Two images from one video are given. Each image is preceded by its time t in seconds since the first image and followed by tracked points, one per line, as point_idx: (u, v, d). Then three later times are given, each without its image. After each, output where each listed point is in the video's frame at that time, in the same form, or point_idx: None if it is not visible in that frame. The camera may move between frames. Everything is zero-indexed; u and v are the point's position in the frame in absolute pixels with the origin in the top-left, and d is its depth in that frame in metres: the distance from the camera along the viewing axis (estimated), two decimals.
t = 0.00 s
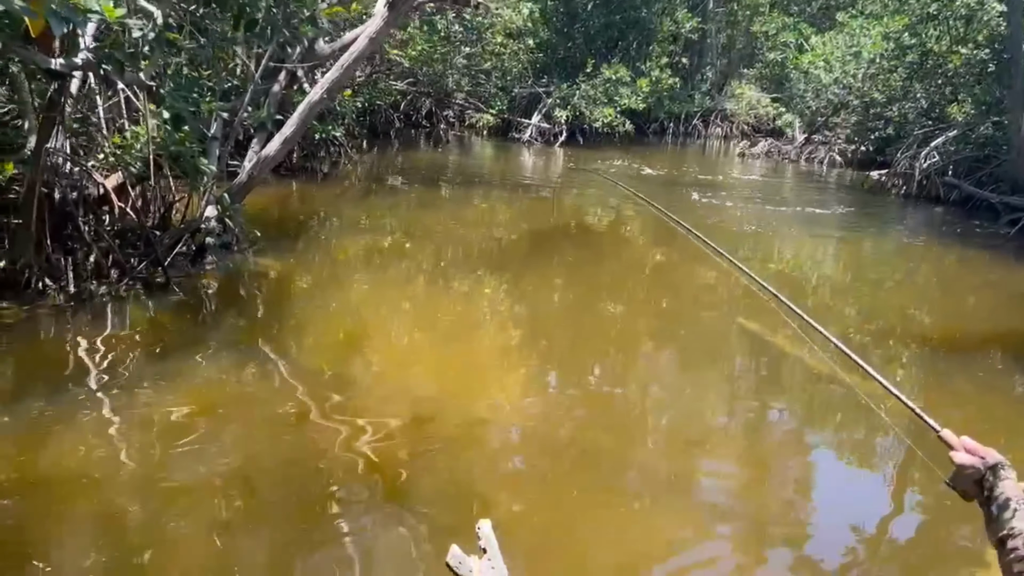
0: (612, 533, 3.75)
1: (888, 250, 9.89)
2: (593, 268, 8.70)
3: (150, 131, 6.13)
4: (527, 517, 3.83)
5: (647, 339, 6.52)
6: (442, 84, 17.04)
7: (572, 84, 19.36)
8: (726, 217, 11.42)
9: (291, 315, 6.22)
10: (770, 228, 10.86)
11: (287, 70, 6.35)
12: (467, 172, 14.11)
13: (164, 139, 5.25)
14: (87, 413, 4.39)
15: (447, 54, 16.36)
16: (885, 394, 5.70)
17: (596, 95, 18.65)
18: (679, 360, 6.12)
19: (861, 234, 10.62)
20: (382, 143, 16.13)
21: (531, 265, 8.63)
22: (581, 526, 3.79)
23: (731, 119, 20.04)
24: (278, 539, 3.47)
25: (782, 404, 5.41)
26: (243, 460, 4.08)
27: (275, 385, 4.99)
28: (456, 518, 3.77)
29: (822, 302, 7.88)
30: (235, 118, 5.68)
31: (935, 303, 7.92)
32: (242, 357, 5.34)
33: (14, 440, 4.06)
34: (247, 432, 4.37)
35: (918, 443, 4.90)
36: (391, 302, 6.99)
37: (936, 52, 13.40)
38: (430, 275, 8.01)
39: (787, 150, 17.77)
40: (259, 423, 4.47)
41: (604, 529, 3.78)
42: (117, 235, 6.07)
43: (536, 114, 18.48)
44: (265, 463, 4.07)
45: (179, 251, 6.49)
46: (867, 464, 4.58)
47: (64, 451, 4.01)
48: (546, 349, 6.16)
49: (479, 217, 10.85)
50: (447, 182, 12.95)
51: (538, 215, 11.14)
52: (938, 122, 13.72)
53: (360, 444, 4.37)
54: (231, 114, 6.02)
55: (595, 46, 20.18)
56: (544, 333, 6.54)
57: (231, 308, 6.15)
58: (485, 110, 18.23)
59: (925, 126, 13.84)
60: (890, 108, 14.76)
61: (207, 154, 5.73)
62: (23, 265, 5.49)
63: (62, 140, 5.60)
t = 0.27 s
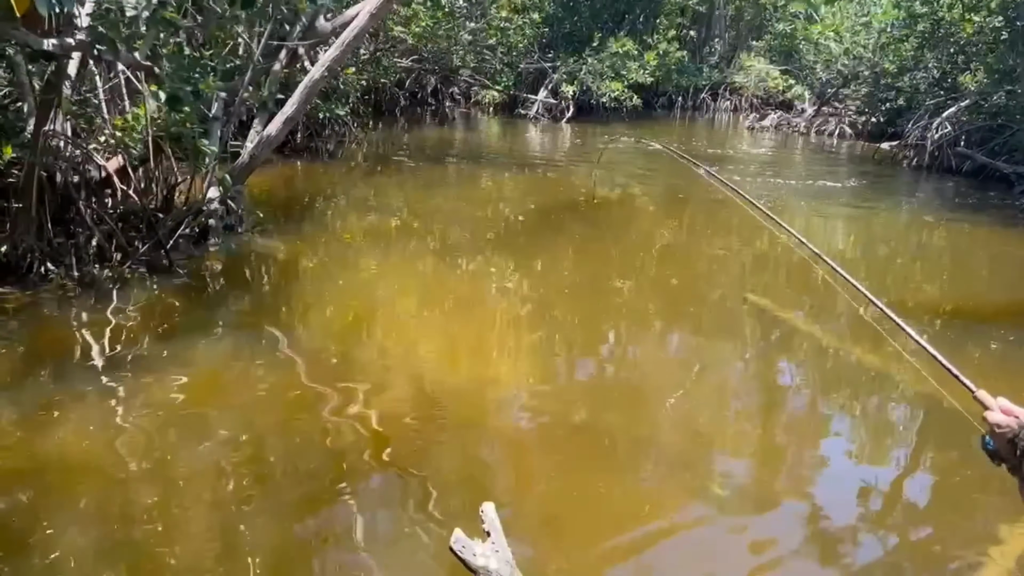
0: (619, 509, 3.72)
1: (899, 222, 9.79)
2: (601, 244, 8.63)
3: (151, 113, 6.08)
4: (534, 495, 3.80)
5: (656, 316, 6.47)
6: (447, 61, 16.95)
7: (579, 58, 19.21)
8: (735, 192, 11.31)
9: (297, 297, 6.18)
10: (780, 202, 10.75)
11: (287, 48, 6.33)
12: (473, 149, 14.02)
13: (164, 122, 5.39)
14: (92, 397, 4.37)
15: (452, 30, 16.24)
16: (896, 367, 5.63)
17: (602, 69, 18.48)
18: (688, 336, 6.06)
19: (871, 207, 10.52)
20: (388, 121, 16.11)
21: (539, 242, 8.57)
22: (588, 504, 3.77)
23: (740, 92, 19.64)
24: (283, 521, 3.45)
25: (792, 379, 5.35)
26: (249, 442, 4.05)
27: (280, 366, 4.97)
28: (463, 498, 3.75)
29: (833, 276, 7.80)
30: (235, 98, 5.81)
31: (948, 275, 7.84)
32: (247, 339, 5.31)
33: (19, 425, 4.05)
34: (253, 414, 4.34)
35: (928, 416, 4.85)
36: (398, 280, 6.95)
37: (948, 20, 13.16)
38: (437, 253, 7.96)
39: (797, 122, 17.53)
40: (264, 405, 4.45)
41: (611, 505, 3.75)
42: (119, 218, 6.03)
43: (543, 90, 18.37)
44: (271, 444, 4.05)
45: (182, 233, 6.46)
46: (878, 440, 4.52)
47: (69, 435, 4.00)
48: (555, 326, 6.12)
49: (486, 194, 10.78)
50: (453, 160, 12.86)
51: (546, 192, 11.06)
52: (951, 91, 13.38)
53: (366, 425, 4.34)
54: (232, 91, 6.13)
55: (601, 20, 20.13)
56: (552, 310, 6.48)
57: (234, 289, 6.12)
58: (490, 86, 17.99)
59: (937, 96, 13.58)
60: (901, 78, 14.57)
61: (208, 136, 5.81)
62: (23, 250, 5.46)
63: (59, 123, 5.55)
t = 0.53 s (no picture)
0: (619, 493, 3.68)
1: (895, 198, 9.78)
2: (597, 224, 8.60)
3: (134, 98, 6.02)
4: (530, 477, 3.78)
5: (652, 295, 6.45)
6: (438, 42, 16.85)
7: (571, 37, 19.05)
8: (730, 170, 11.28)
9: (291, 282, 6.14)
10: (775, 180, 10.72)
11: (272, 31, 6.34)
12: (467, 130, 13.96)
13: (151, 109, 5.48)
14: (84, 386, 4.34)
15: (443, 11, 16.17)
16: (892, 344, 5.61)
17: (595, 48, 18.46)
18: (684, 315, 6.05)
19: (866, 183, 10.50)
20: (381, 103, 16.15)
21: (534, 224, 8.54)
22: (586, 488, 3.73)
23: (734, 70, 19.69)
24: (279, 508, 3.41)
25: (788, 358, 5.32)
26: (245, 429, 4.03)
27: (274, 354, 4.93)
28: (460, 483, 3.71)
29: (828, 252, 7.80)
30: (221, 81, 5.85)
31: (944, 250, 7.83)
32: (240, 325, 5.27)
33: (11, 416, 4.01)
34: (247, 401, 4.31)
35: (924, 392, 4.84)
36: (393, 264, 6.92)
37: None
38: (432, 236, 7.93)
39: (791, 100, 17.40)
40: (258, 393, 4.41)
41: (610, 489, 3.71)
42: (105, 206, 5.94)
43: (535, 70, 18.17)
44: (266, 432, 4.01)
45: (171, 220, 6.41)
46: (874, 420, 4.48)
47: (60, 426, 3.96)
48: (551, 307, 6.10)
49: (481, 176, 10.73)
50: (446, 142, 12.79)
51: (541, 174, 11.02)
52: (946, 66, 13.18)
53: (361, 410, 4.31)
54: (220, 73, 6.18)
55: None
56: (547, 292, 6.45)
57: (226, 276, 6.07)
58: (482, 66, 17.91)
59: (933, 70, 13.40)
60: (896, 53, 14.54)
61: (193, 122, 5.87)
62: (8, 241, 5.37)
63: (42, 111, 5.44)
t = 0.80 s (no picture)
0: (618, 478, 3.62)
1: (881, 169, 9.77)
2: (584, 204, 8.55)
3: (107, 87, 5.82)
4: (523, 460, 3.75)
5: (641, 274, 6.42)
6: (419, 23, 16.65)
7: (552, 15, 18.67)
8: (715, 145, 11.24)
9: (276, 270, 6.07)
10: (761, 154, 10.69)
11: (248, 17, 6.33)
12: (451, 112, 13.84)
13: (120, 99, 5.51)
14: (66, 382, 4.27)
15: None
16: (883, 316, 5.61)
17: (576, 26, 18.23)
18: (673, 293, 6.02)
19: (852, 154, 10.48)
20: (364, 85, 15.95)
21: (520, 205, 8.48)
22: (583, 473, 3.67)
23: (718, 45, 19.78)
24: (269, 500, 3.37)
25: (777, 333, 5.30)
26: (232, 420, 3.98)
27: (260, 343, 4.87)
28: (453, 466, 3.69)
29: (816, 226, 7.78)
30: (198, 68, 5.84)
31: (931, 220, 7.83)
32: (224, 316, 5.21)
33: None
34: (234, 392, 4.26)
35: (913, 363, 4.84)
36: (379, 249, 6.86)
37: None
38: (417, 220, 7.86)
39: (776, 74, 17.37)
40: (246, 384, 4.36)
41: (608, 474, 3.65)
42: (81, 201, 5.79)
43: (517, 49, 17.96)
44: (255, 423, 3.97)
45: (150, 211, 6.30)
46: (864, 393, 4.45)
47: (44, 423, 3.91)
48: (539, 288, 6.06)
49: (466, 158, 10.65)
50: (430, 125, 12.67)
51: (526, 154, 10.95)
52: (929, 34, 13.20)
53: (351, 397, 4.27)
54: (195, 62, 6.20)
55: None
56: (535, 273, 6.41)
57: (208, 267, 6.00)
58: (464, 47, 17.96)
59: (917, 40, 13.38)
60: (879, 23, 14.48)
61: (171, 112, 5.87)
62: None
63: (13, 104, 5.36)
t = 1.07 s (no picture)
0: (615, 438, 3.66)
1: (865, 119, 9.72)
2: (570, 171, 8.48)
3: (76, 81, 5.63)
4: (524, 433, 3.73)
5: (632, 239, 6.37)
6: None
7: None
8: (698, 104, 11.16)
9: (263, 258, 5.99)
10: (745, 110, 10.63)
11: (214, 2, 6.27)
12: (430, 86, 13.67)
13: (90, 91, 5.40)
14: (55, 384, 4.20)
15: None
16: (874, 267, 5.60)
17: None
18: (665, 257, 5.99)
19: (836, 106, 10.43)
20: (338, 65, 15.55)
21: (506, 176, 8.41)
22: (581, 436, 3.70)
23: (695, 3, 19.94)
24: (270, 492, 3.34)
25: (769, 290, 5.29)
26: (226, 413, 3.93)
27: (252, 331, 4.82)
28: (454, 444, 3.67)
29: (804, 181, 7.74)
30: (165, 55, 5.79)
31: (918, 168, 7.81)
32: (212, 307, 5.13)
33: None
34: (226, 383, 4.20)
35: (908, 314, 4.83)
36: (366, 229, 6.79)
37: None
38: (403, 198, 7.78)
39: (755, 29, 17.22)
40: (239, 374, 4.31)
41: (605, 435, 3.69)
42: (58, 198, 5.72)
43: (493, 18, 17.70)
44: (251, 413, 3.93)
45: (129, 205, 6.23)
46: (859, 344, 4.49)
47: (36, 426, 3.85)
48: (530, 260, 6.02)
49: (448, 132, 10.55)
50: (410, 100, 12.52)
51: (508, 124, 10.85)
52: None
53: (348, 382, 4.22)
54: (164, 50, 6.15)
55: None
56: (525, 244, 6.36)
57: (192, 258, 5.91)
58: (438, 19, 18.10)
59: None
60: None
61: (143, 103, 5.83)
62: None
63: None
